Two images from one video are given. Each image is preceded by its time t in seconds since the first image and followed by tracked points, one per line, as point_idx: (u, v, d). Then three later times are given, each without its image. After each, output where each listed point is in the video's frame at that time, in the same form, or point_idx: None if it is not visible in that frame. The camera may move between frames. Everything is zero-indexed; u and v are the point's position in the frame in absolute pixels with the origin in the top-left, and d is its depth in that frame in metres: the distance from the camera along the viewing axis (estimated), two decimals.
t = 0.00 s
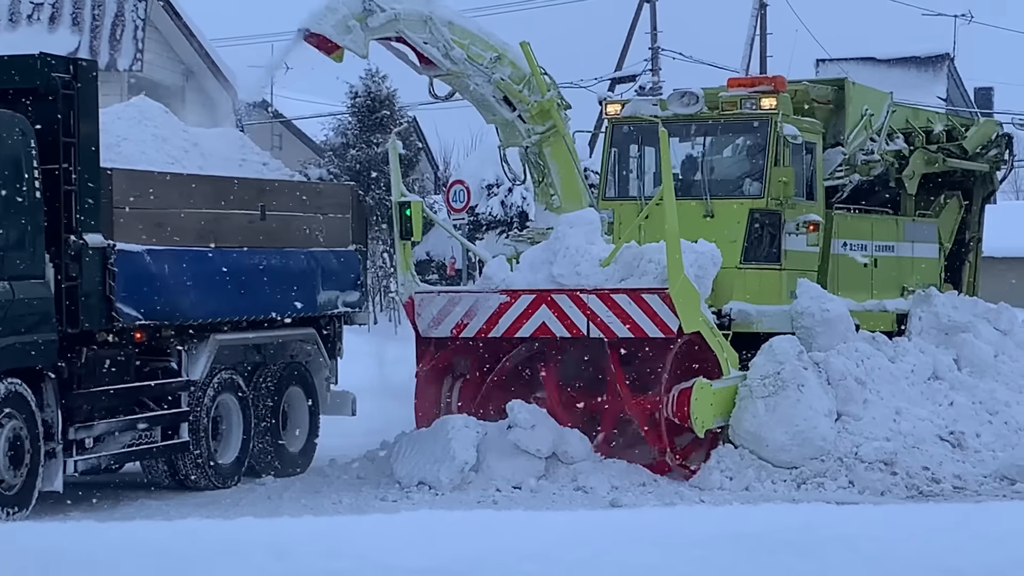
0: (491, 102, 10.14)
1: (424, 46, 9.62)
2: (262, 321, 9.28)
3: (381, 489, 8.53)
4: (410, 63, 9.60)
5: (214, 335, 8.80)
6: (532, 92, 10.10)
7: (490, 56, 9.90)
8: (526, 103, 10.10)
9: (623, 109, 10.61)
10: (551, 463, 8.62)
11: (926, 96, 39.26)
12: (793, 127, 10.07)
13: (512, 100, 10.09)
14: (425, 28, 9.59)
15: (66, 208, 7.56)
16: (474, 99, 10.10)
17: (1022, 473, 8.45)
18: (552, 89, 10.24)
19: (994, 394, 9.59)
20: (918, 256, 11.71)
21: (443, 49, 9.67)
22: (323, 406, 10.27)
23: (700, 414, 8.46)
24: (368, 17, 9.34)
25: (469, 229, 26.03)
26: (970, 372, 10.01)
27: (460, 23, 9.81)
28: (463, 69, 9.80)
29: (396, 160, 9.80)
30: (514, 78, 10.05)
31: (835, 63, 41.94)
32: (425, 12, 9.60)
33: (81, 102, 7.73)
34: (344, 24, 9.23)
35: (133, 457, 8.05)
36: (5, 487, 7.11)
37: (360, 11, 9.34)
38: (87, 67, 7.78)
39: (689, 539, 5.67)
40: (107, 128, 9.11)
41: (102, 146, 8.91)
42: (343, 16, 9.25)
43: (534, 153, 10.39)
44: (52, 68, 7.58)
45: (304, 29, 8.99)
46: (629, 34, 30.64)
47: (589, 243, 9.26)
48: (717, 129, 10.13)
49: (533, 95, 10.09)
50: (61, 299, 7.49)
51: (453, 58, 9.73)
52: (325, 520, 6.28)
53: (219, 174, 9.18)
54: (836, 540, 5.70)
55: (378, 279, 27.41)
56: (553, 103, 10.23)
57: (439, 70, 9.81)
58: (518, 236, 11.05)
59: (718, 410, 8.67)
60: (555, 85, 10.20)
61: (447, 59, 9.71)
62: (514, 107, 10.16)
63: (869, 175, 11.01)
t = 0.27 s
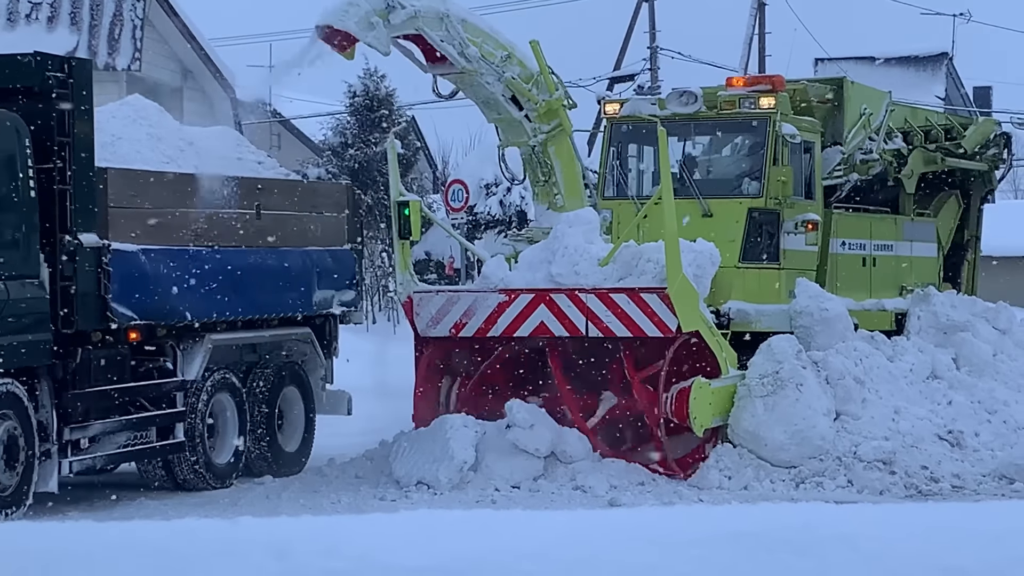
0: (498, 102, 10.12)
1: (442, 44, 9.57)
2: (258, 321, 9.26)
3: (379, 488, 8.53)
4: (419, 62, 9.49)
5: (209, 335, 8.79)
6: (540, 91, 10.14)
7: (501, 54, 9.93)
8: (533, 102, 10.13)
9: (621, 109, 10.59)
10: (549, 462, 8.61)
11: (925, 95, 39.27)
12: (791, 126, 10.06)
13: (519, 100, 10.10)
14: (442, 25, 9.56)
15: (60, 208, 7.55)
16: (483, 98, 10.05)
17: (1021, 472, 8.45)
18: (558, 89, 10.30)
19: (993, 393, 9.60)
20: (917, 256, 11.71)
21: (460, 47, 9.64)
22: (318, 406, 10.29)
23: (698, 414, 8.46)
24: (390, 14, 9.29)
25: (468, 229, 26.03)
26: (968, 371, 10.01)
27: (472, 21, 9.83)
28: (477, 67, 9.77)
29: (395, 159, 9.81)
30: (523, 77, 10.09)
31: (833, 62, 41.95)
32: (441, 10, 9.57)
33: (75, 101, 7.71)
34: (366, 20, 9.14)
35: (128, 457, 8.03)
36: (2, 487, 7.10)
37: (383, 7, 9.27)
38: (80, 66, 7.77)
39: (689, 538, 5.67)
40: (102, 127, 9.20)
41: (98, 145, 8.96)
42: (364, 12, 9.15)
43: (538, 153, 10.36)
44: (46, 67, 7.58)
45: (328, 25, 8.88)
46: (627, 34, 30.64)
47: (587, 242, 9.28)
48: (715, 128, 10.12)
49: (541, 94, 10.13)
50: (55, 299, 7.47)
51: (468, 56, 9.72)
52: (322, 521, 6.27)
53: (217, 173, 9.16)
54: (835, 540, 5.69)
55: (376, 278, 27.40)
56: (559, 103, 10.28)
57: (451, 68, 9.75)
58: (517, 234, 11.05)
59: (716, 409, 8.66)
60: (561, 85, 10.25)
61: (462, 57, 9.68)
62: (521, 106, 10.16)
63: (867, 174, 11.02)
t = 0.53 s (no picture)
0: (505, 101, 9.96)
1: (460, 42, 9.40)
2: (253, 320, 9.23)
3: (378, 488, 8.52)
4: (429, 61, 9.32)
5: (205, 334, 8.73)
6: (547, 90, 10.07)
7: (512, 53, 9.79)
8: (541, 101, 10.03)
9: (620, 108, 10.57)
10: (547, 462, 8.61)
11: (923, 94, 39.27)
12: (791, 125, 10.03)
13: (527, 99, 9.98)
14: (460, 24, 9.39)
15: (55, 208, 7.54)
16: (492, 97, 9.87)
17: (1020, 472, 8.44)
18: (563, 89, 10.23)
19: (992, 393, 9.59)
20: (916, 255, 11.71)
21: (476, 45, 9.49)
22: (314, 407, 10.27)
23: (696, 413, 8.46)
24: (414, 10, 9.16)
25: (466, 228, 26.01)
26: (967, 371, 10.00)
27: (486, 19, 9.67)
28: (492, 66, 9.61)
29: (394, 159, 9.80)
30: (530, 77, 9.98)
31: (832, 62, 41.94)
32: (458, 7, 9.41)
33: (70, 100, 7.72)
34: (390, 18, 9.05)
35: (124, 457, 8.02)
36: None
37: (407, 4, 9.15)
38: (75, 66, 7.79)
39: (688, 538, 5.66)
40: (97, 126, 9.23)
41: (93, 144, 9.00)
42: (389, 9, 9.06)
43: (542, 152, 10.25)
44: (41, 66, 7.58)
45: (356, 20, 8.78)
46: (626, 33, 30.62)
47: (585, 242, 9.28)
48: (713, 127, 10.11)
49: (548, 93, 10.06)
50: (50, 299, 7.45)
51: (483, 54, 9.56)
52: (319, 521, 6.26)
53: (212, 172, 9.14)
54: (836, 540, 5.68)
55: (374, 278, 27.37)
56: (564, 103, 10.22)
57: (464, 67, 9.57)
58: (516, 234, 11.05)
59: (713, 409, 8.67)
60: (567, 85, 10.21)
61: (479, 56, 9.52)
62: (528, 106, 10.03)
63: (866, 173, 11.05)
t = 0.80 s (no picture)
0: (512, 101, 9.86)
1: (479, 42, 9.30)
2: (248, 321, 9.22)
3: (375, 489, 8.51)
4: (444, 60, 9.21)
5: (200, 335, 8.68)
6: (554, 91, 9.99)
7: (524, 53, 9.70)
8: (547, 101, 9.95)
9: (616, 109, 10.61)
10: (544, 462, 8.61)
11: (920, 95, 39.30)
12: (787, 126, 10.07)
13: (534, 100, 9.89)
14: (479, 23, 9.31)
15: (48, 210, 7.52)
16: (500, 96, 9.76)
17: (1016, 472, 8.45)
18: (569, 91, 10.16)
19: (988, 393, 9.60)
20: (912, 255, 11.72)
21: (493, 45, 9.40)
22: (309, 408, 10.26)
23: (693, 414, 8.49)
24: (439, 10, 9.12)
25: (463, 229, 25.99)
26: (964, 371, 10.01)
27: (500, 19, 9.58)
28: (505, 66, 9.52)
29: (391, 160, 9.78)
30: (538, 77, 9.90)
31: (829, 62, 41.98)
32: (478, 6, 9.32)
33: (63, 101, 7.69)
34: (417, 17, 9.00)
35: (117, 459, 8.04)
36: None
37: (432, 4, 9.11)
38: (68, 65, 7.75)
39: (686, 539, 5.66)
40: (90, 127, 9.14)
41: (86, 145, 8.93)
42: (416, 8, 9.01)
43: (545, 153, 10.13)
44: (34, 67, 7.56)
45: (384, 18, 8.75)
46: (623, 34, 30.62)
47: (583, 242, 9.26)
48: (710, 128, 10.12)
49: (554, 93, 9.99)
50: (44, 301, 7.44)
51: (498, 55, 9.47)
52: (315, 521, 6.26)
53: (205, 173, 9.15)
54: (833, 540, 5.68)
55: (372, 279, 27.36)
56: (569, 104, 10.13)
57: (478, 67, 9.48)
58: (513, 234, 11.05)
59: (711, 410, 8.69)
60: (572, 86, 10.13)
61: (494, 56, 9.43)
62: (535, 107, 9.94)
63: (862, 174, 10.97)
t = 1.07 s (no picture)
0: (519, 105, 9.79)
1: (499, 43, 9.34)
2: (241, 324, 9.20)
3: (370, 492, 8.50)
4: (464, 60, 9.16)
5: (193, 338, 8.69)
6: (560, 94, 10.04)
7: (536, 57, 9.74)
8: (553, 105, 9.99)
9: (613, 112, 10.68)
10: (540, 465, 8.60)
11: (915, 97, 39.38)
12: (783, 129, 9.99)
13: (541, 103, 9.93)
14: (500, 25, 9.35)
15: (41, 212, 7.51)
16: (508, 100, 9.70)
17: (1011, 474, 8.47)
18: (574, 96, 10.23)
19: (983, 396, 9.61)
20: (909, 257, 11.73)
21: (510, 47, 9.44)
22: (301, 411, 10.25)
23: (690, 416, 8.50)
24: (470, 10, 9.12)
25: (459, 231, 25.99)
26: (959, 373, 10.01)
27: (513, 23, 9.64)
28: (520, 69, 9.54)
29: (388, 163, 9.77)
30: (546, 81, 9.94)
31: (824, 65, 42.04)
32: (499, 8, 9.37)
33: (56, 103, 7.67)
34: (450, 18, 8.96)
35: (110, 462, 8.01)
36: None
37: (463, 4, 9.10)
38: (61, 66, 7.72)
39: (681, 540, 5.67)
40: (83, 129, 9.15)
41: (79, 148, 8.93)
42: (449, 8, 8.96)
43: (549, 156, 10.10)
44: (27, 68, 7.53)
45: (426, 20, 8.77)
46: (618, 36, 30.63)
47: (580, 245, 9.21)
48: (707, 131, 10.14)
49: (560, 97, 10.04)
50: (36, 303, 7.42)
51: (513, 57, 9.50)
52: (309, 524, 6.26)
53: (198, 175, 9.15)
54: (829, 542, 5.69)
55: (367, 281, 27.35)
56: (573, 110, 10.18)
57: (492, 69, 9.46)
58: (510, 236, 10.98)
59: (708, 411, 8.72)
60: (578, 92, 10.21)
61: (510, 57, 9.45)
62: (542, 111, 9.95)
63: (858, 177, 11.07)
